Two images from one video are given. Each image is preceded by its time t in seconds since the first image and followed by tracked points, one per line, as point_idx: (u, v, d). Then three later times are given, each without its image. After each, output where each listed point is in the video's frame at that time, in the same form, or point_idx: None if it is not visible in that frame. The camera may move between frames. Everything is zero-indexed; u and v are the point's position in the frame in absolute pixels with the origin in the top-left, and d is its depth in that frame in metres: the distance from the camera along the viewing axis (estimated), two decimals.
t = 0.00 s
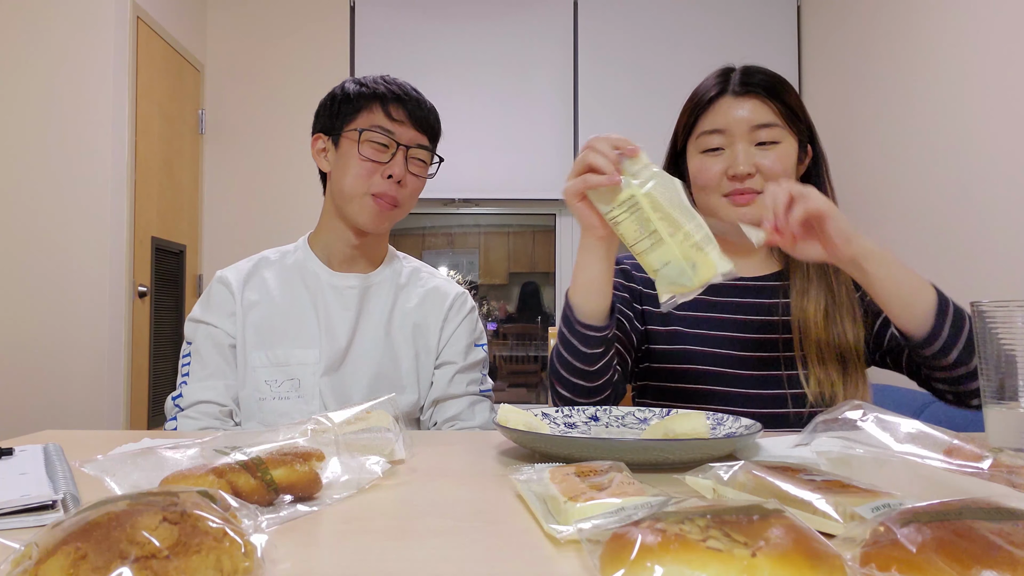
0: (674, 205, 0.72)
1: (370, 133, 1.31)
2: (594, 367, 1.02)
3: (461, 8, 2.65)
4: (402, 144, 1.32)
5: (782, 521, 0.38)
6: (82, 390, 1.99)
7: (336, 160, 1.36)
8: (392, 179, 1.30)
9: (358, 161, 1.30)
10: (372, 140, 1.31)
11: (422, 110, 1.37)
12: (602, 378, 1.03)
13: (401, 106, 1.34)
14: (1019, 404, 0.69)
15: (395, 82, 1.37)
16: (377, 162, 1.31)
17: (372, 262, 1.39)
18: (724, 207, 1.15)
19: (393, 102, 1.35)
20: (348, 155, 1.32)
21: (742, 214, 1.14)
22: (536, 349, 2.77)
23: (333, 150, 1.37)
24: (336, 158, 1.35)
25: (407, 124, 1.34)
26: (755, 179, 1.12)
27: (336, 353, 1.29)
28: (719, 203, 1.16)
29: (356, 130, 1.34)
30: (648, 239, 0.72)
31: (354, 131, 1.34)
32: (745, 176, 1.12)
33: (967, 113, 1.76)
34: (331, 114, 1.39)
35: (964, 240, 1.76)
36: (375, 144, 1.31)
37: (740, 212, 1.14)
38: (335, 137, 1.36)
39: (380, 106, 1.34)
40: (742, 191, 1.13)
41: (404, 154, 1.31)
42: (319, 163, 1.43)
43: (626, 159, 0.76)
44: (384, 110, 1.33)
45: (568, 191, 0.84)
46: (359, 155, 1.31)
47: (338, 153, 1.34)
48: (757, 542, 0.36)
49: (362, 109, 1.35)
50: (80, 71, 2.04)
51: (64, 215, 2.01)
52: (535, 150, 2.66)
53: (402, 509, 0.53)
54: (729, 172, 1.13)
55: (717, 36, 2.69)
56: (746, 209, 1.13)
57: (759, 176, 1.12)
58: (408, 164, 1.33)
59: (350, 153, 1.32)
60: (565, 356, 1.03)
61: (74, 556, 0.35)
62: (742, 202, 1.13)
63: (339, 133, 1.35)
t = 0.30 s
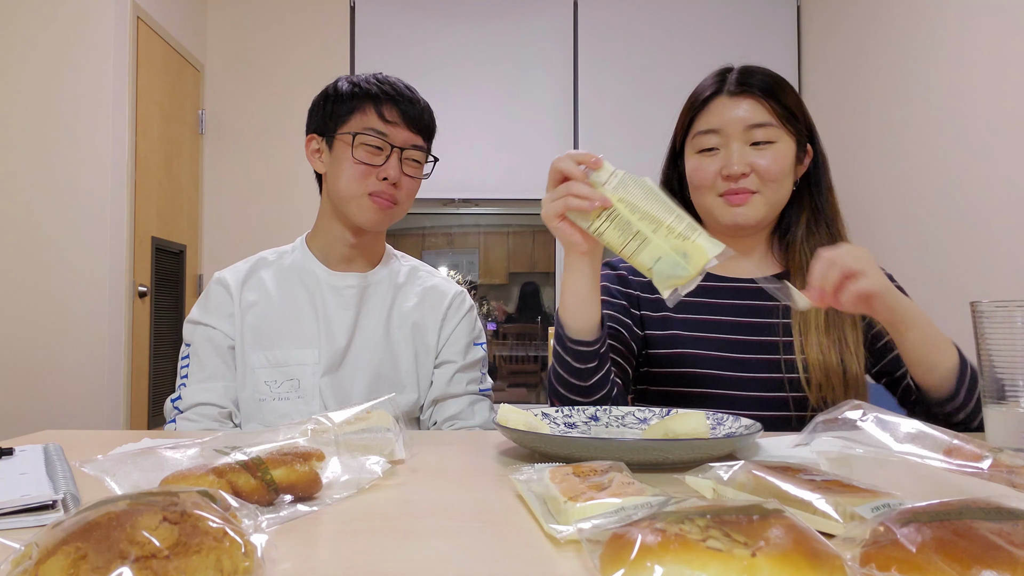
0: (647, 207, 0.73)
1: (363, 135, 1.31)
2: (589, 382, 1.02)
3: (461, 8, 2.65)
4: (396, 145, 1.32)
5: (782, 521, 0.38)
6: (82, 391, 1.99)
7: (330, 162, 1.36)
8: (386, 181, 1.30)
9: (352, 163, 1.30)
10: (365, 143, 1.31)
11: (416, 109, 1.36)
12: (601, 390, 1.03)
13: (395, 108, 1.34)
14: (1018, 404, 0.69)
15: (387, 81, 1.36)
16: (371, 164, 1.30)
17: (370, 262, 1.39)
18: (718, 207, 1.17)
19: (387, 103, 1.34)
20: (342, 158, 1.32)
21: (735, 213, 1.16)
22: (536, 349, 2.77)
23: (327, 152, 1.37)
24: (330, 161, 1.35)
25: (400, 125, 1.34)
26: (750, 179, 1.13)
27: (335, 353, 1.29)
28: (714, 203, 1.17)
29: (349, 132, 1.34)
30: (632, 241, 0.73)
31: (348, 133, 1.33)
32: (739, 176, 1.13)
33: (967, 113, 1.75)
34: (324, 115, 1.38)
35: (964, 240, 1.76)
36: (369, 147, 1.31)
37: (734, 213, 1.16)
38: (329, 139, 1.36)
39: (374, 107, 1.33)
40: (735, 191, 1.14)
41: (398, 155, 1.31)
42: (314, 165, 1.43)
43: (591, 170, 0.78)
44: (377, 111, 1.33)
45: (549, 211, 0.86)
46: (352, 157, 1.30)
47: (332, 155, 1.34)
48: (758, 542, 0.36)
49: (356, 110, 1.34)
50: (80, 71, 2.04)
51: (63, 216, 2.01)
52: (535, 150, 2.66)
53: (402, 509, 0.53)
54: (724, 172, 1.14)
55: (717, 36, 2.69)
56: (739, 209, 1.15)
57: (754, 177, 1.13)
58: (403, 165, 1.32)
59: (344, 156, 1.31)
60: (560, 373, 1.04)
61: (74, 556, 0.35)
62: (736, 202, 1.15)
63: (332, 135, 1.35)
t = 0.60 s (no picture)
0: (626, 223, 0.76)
1: (358, 135, 1.31)
2: (582, 398, 1.03)
3: (461, 8, 2.65)
4: (391, 144, 1.32)
5: (782, 521, 0.38)
6: (81, 391, 1.99)
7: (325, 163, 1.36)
8: (383, 180, 1.30)
9: (347, 163, 1.30)
10: (359, 142, 1.30)
11: (410, 108, 1.36)
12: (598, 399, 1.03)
13: (388, 106, 1.34)
14: (1019, 404, 0.69)
15: (380, 80, 1.36)
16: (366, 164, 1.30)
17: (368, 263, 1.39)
18: (720, 205, 1.17)
19: (381, 102, 1.34)
20: (336, 159, 1.32)
21: (738, 212, 1.16)
22: (536, 349, 2.76)
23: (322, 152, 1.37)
24: (325, 161, 1.35)
25: (395, 123, 1.33)
26: (752, 177, 1.13)
27: (334, 355, 1.29)
28: (716, 201, 1.17)
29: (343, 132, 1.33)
30: (616, 255, 0.76)
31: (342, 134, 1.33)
32: (742, 174, 1.13)
33: (967, 113, 1.75)
34: (318, 116, 1.38)
35: (964, 239, 1.76)
36: (364, 147, 1.31)
37: (736, 211, 1.16)
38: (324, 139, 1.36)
39: (368, 107, 1.33)
40: (738, 190, 1.14)
41: (393, 154, 1.31)
42: (309, 166, 1.43)
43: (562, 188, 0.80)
44: (371, 110, 1.33)
45: (531, 231, 0.88)
46: (347, 158, 1.30)
47: (327, 156, 1.34)
48: (758, 542, 0.36)
49: (350, 110, 1.34)
50: (80, 71, 2.04)
51: (63, 215, 2.01)
52: (535, 151, 2.66)
53: (403, 509, 0.53)
54: (726, 170, 1.14)
55: (717, 36, 2.69)
56: (741, 207, 1.15)
57: (757, 175, 1.13)
58: (399, 163, 1.32)
59: (339, 157, 1.32)
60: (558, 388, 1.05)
61: (74, 556, 0.35)
62: (738, 200, 1.15)
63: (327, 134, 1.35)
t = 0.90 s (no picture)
0: (658, 244, 0.76)
1: (345, 132, 1.29)
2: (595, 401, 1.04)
3: (461, 7, 2.65)
4: (379, 140, 1.29)
5: (782, 521, 0.38)
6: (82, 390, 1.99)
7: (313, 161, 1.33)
8: (372, 178, 1.27)
9: (335, 163, 1.28)
10: (346, 140, 1.28)
11: (399, 99, 1.32)
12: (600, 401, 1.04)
13: (374, 99, 1.29)
14: (1019, 404, 0.69)
15: (366, 71, 1.32)
16: (355, 162, 1.28)
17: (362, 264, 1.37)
18: (724, 204, 1.17)
19: (367, 95, 1.30)
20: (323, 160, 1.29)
21: (742, 211, 1.16)
22: (536, 349, 2.76)
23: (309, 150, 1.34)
24: (313, 160, 1.33)
25: (382, 117, 1.30)
26: (757, 177, 1.13)
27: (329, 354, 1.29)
28: (719, 200, 1.17)
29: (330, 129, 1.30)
30: (645, 276, 0.77)
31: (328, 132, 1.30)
32: (747, 174, 1.13)
33: (967, 113, 1.76)
34: (303, 112, 1.34)
35: (964, 239, 1.76)
36: (352, 145, 1.28)
37: (740, 211, 1.16)
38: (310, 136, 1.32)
39: (354, 102, 1.30)
40: (742, 189, 1.15)
41: (381, 151, 1.28)
42: (298, 163, 1.40)
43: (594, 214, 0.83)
44: (357, 105, 1.29)
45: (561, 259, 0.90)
46: (335, 157, 1.28)
47: (314, 154, 1.31)
48: (758, 542, 0.36)
49: (336, 105, 1.31)
50: (80, 71, 2.04)
51: (63, 214, 2.01)
52: (535, 150, 2.66)
53: (402, 509, 0.53)
54: (731, 169, 1.14)
55: (716, 35, 2.69)
56: (746, 207, 1.15)
57: (762, 174, 1.13)
58: (389, 160, 1.29)
59: (326, 157, 1.29)
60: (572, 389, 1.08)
61: (74, 556, 0.35)
62: (743, 200, 1.15)
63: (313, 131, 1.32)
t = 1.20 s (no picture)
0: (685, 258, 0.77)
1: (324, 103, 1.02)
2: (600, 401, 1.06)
3: (461, 7, 2.65)
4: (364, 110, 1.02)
5: (782, 521, 0.38)
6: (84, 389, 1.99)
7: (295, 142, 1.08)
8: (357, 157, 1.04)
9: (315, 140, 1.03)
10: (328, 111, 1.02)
11: (388, 67, 1.07)
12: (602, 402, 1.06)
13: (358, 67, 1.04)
14: (1018, 404, 0.69)
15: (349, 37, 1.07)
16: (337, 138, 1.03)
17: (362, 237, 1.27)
18: (719, 207, 1.18)
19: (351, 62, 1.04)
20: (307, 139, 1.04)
21: (738, 214, 1.17)
22: (536, 349, 2.76)
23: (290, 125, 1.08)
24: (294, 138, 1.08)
25: (367, 86, 1.04)
26: (752, 180, 1.14)
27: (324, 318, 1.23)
28: (715, 203, 1.18)
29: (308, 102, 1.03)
30: (665, 291, 0.78)
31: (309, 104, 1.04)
32: (742, 177, 1.14)
33: (967, 113, 1.76)
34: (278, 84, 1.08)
35: (964, 240, 1.76)
36: (333, 117, 1.02)
37: (736, 214, 1.17)
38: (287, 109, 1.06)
39: (335, 69, 1.04)
40: (737, 193, 1.15)
41: (366, 123, 1.02)
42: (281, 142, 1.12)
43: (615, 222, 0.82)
44: (339, 73, 1.03)
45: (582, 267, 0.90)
46: (314, 132, 1.03)
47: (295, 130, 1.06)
48: (758, 542, 0.36)
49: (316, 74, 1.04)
50: (80, 70, 2.04)
51: (63, 214, 2.01)
52: (535, 150, 2.66)
53: (401, 509, 0.53)
54: (726, 173, 1.14)
55: (716, 36, 2.69)
56: (742, 210, 1.16)
57: (757, 178, 1.13)
58: (376, 132, 1.04)
59: (309, 134, 1.03)
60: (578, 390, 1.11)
61: (74, 556, 0.35)
62: (738, 203, 1.16)
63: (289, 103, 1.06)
